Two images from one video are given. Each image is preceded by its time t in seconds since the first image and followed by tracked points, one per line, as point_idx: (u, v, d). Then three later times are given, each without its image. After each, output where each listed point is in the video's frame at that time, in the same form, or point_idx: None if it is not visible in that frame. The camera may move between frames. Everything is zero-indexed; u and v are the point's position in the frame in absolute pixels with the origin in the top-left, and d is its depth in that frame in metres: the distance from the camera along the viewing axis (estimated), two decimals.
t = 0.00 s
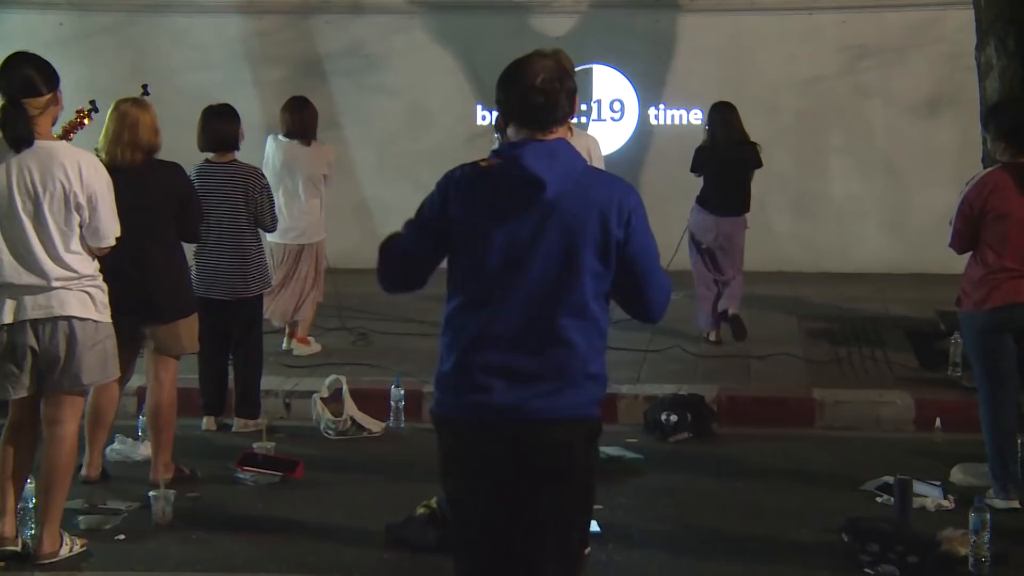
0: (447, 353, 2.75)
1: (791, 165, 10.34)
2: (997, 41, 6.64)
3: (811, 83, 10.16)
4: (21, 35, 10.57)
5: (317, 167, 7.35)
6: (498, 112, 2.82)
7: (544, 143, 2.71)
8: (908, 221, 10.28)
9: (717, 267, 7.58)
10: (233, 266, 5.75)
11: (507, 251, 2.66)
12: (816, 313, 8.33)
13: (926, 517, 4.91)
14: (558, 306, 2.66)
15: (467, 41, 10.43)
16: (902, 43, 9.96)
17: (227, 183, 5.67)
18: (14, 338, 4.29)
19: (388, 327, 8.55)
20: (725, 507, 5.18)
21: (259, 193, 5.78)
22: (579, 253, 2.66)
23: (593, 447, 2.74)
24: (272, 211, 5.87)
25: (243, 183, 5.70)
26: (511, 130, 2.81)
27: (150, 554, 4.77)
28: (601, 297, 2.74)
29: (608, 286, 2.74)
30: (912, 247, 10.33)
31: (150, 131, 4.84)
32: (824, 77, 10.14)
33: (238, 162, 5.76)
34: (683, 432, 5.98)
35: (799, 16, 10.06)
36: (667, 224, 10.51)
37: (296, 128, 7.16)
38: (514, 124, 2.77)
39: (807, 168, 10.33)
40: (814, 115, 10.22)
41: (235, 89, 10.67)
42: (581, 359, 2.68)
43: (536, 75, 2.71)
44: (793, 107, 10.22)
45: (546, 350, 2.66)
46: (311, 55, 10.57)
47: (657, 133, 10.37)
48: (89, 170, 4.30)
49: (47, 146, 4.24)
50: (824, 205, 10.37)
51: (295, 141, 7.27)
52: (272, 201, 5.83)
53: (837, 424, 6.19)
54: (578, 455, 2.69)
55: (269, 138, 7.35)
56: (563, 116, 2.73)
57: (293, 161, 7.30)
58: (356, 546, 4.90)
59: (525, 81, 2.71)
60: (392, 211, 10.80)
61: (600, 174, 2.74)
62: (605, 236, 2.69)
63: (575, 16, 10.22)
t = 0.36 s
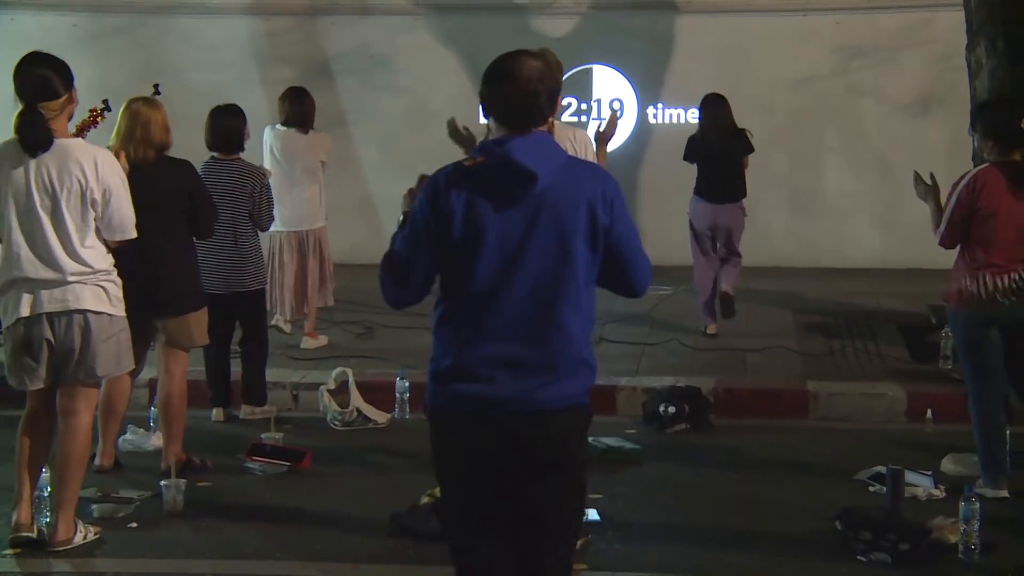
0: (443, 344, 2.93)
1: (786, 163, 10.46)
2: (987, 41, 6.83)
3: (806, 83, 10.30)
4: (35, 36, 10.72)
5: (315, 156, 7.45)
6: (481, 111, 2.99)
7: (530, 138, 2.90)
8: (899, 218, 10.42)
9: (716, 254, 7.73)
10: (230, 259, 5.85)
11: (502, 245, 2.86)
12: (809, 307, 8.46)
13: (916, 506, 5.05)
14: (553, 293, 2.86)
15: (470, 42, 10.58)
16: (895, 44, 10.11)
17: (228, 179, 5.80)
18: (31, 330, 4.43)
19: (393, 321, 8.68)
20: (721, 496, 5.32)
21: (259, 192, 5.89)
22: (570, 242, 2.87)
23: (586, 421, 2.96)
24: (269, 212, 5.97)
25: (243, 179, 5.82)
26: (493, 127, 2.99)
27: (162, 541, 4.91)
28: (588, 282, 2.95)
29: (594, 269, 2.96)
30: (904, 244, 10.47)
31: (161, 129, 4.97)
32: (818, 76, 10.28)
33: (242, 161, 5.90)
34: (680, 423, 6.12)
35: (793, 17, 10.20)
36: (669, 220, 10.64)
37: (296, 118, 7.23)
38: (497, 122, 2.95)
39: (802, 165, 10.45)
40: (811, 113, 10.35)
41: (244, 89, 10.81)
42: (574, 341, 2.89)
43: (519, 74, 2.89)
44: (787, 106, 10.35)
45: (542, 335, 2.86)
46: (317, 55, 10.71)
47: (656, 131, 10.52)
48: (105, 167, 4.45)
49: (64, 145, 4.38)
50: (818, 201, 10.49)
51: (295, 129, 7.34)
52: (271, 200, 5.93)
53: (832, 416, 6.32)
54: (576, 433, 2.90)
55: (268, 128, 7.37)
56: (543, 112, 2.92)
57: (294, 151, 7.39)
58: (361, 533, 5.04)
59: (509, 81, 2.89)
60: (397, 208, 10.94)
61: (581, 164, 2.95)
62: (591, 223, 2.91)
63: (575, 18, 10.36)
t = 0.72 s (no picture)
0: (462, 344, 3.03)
1: (783, 160, 10.60)
2: (980, 43, 7.04)
3: (802, 84, 10.45)
4: (51, 38, 10.87)
5: (310, 157, 7.61)
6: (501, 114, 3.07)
7: (534, 141, 2.95)
8: (894, 215, 10.57)
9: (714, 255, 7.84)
10: (254, 256, 6.00)
11: (502, 245, 2.93)
12: (806, 302, 8.61)
13: (910, 496, 5.18)
14: (553, 293, 2.90)
15: (474, 42, 10.70)
16: (888, 46, 10.25)
17: (252, 179, 5.94)
18: (49, 325, 4.57)
19: (400, 316, 8.82)
20: (721, 487, 5.45)
21: (282, 190, 6.03)
22: (569, 244, 2.90)
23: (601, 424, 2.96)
24: (294, 204, 6.08)
25: (266, 178, 5.95)
26: (513, 131, 3.05)
27: (176, 530, 5.05)
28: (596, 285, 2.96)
29: (605, 272, 2.96)
30: (900, 240, 10.62)
31: (176, 129, 5.10)
32: (815, 77, 10.42)
33: (262, 159, 6.02)
34: (679, 415, 6.25)
35: (791, 19, 10.34)
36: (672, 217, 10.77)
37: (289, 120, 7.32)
38: (513, 126, 3.02)
39: (799, 162, 10.60)
40: (808, 113, 10.49)
41: (253, 90, 10.95)
42: (578, 343, 2.91)
43: (530, 79, 2.94)
44: (784, 107, 10.50)
45: (542, 335, 2.90)
46: (325, 56, 10.85)
47: (656, 130, 10.63)
48: (118, 169, 4.57)
49: (80, 145, 4.51)
50: (814, 199, 10.65)
51: (289, 132, 7.48)
52: (294, 196, 6.06)
53: (828, 408, 6.45)
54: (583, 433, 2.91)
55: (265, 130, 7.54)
56: (552, 116, 2.96)
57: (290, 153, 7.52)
58: (368, 522, 5.18)
59: (517, 85, 2.96)
60: (404, 205, 11.07)
61: (589, 166, 2.97)
62: (592, 225, 2.92)
63: (577, 20, 10.49)
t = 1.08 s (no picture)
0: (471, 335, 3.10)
1: (778, 162, 10.81)
2: (971, 48, 7.17)
3: (795, 89, 10.67)
4: (68, 43, 11.04)
5: (316, 153, 7.75)
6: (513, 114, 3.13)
7: (540, 138, 3.01)
8: (887, 215, 10.79)
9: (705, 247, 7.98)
10: (266, 253, 6.14)
11: (502, 237, 2.99)
12: (803, 299, 8.74)
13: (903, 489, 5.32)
14: (549, 285, 2.94)
15: (477, 47, 10.86)
16: (883, 49, 10.47)
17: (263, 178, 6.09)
18: (63, 320, 4.71)
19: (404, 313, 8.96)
20: (718, 480, 5.59)
21: (293, 189, 6.18)
22: (564, 237, 2.94)
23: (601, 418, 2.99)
24: (305, 203, 6.24)
25: (278, 178, 6.11)
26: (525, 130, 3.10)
27: (187, 522, 5.19)
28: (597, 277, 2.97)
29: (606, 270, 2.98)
30: (891, 238, 10.84)
31: (188, 129, 5.26)
32: (809, 81, 10.64)
33: (274, 160, 6.18)
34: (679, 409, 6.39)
35: (787, 23, 10.57)
36: (671, 215, 10.96)
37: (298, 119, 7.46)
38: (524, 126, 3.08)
39: (793, 164, 10.80)
40: (804, 115, 10.71)
41: (262, 94, 11.09)
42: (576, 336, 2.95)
43: (540, 81, 2.99)
44: (780, 108, 10.71)
45: (539, 326, 2.95)
46: (332, 61, 10.98)
47: (655, 132, 10.81)
48: (134, 167, 4.74)
49: (96, 145, 4.67)
50: (810, 199, 10.85)
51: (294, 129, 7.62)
52: (305, 195, 6.22)
53: (823, 403, 6.58)
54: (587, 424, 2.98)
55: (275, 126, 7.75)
56: (560, 118, 3.01)
57: (296, 150, 7.70)
58: (374, 513, 5.33)
59: (527, 86, 3.01)
60: (410, 204, 11.22)
61: (593, 164, 3.00)
62: (592, 222, 2.94)
63: (580, 24, 10.66)
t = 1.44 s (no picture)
0: (460, 334, 3.20)
1: (774, 163, 10.97)
2: (962, 52, 7.31)
3: (792, 90, 10.81)
4: (82, 47, 11.27)
5: (334, 156, 7.82)
6: (501, 117, 3.30)
7: (534, 142, 3.14)
8: (879, 215, 10.91)
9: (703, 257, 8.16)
10: (265, 252, 6.26)
11: (505, 241, 3.10)
12: (798, 297, 8.88)
13: (895, 481, 5.47)
14: (554, 287, 3.09)
15: (481, 50, 11.03)
16: (877, 53, 10.59)
17: (261, 180, 6.22)
18: (82, 318, 4.86)
19: (408, 310, 9.10)
20: (715, 472, 5.74)
21: (288, 190, 6.33)
22: (568, 241, 3.11)
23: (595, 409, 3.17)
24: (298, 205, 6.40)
25: (275, 179, 6.25)
26: (514, 132, 3.26)
27: (198, 513, 5.34)
28: (591, 277, 3.17)
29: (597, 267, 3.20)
30: (883, 237, 10.97)
31: (200, 132, 5.39)
32: (801, 83, 10.78)
33: (270, 162, 6.31)
34: (677, 404, 6.55)
35: (782, 28, 10.70)
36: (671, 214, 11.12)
37: (313, 125, 7.61)
38: (512, 126, 3.22)
39: (788, 165, 10.96)
40: (800, 117, 10.85)
41: (272, 98, 11.29)
42: (576, 333, 3.11)
43: (528, 83, 3.16)
44: (776, 111, 10.86)
45: (542, 326, 3.09)
46: (339, 66, 11.18)
47: (654, 134, 10.99)
48: (150, 169, 4.89)
49: (113, 147, 4.82)
50: (803, 199, 11.00)
51: (312, 136, 7.73)
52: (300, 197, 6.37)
53: (817, 398, 6.73)
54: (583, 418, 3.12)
55: (291, 134, 7.83)
56: (549, 119, 3.17)
57: (315, 155, 7.79)
58: (380, 505, 5.47)
59: (516, 88, 3.18)
60: (415, 204, 11.39)
61: (586, 168, 3.18)
62: (590, 223, 3.13)
63: (581, 29, 10.85)
